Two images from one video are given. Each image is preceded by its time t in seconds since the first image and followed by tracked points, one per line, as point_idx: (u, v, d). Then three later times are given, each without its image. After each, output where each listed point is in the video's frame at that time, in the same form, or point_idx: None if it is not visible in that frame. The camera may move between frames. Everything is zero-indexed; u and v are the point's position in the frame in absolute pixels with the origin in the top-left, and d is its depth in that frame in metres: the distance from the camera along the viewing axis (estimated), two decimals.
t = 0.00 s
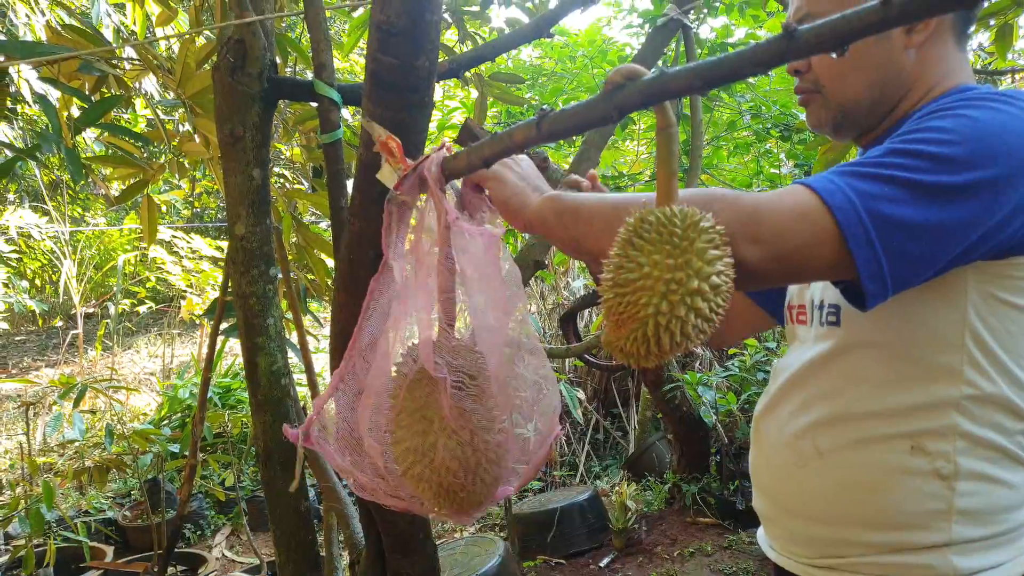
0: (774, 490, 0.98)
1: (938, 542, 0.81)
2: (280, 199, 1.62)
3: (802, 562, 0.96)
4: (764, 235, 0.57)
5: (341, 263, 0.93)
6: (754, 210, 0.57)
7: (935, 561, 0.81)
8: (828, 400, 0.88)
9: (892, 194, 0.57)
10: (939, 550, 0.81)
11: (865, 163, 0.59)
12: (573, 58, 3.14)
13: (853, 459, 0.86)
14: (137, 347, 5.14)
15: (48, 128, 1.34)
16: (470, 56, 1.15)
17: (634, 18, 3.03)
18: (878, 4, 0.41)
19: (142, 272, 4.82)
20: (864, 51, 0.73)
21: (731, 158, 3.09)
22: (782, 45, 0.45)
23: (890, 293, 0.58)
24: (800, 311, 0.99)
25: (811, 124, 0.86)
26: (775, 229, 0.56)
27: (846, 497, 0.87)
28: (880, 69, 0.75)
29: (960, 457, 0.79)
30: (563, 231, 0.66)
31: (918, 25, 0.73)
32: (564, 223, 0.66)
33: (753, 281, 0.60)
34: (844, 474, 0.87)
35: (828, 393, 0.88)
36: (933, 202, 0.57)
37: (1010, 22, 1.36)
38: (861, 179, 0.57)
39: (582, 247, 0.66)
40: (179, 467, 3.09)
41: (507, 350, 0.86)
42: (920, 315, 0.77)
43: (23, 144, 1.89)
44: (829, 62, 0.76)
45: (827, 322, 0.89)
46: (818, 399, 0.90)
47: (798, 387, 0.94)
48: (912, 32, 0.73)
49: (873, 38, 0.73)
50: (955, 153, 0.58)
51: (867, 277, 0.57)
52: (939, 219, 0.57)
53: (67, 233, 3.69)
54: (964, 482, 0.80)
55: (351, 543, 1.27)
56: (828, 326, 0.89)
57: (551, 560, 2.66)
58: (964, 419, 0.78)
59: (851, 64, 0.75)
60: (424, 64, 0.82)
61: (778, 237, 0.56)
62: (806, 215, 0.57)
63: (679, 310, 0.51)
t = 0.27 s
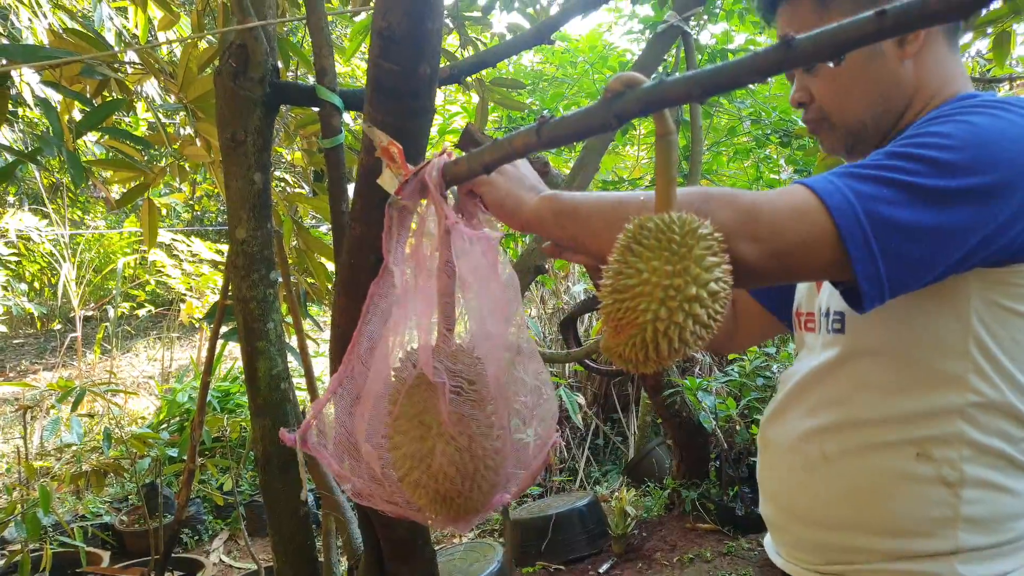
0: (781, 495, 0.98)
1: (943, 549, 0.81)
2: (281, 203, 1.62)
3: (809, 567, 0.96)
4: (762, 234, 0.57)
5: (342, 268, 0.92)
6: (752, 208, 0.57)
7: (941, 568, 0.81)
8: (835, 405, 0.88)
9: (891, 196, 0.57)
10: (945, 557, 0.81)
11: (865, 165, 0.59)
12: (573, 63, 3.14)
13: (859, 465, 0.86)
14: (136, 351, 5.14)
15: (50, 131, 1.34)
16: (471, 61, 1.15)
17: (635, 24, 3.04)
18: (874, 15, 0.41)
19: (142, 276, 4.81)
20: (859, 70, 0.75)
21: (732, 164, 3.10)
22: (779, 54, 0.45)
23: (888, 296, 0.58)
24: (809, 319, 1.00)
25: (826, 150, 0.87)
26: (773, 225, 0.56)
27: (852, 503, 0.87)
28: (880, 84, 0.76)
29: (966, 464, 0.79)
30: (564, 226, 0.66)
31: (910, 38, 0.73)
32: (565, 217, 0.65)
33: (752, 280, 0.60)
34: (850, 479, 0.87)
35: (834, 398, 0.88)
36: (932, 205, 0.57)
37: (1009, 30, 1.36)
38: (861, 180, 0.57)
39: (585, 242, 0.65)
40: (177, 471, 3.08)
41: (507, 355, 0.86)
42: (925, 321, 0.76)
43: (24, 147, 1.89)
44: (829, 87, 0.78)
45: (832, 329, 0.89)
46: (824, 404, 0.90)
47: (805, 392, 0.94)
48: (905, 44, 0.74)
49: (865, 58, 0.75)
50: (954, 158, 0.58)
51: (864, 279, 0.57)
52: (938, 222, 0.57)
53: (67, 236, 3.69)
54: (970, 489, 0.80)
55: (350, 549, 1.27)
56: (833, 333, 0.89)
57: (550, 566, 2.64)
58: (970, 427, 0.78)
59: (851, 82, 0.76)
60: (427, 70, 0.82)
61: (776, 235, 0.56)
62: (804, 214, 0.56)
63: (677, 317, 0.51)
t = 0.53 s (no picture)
0: (789, 507, 0.98)
1: (951, 562, 0.81)
2: (280, 212, 1.63)
3: None
4: (756, 246, 0.58)
5: (341, 278, 0.93)
6: (746, 221, 0.58)
7: None
8: (840, 418, 0.89)
9: (886, 209, 0.58)
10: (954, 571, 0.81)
11: (861, 178, 0.60)
12: (571, 74, 3.17)
13: (865, 477, 0.86)
14: (134, 360, 5.13)
15: (50, 141, 1.34)
16: (470, 72, 1.17)
17: (632, 35, 3.07)
18: (870, 28, 0.43)
19: (139, 284, 4.81)
20: (845, 102, 0.75)
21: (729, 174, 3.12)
22: (776, 67, 0.46)
23: (884, 309, 0.59)
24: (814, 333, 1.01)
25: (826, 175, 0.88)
26: (766, 236, 0.58)
27: (859, 515, 0.87)
28: (868, 111, 0.77)
29: (973, 476, 0.80)
30: (565, 236, 0.66)
31: (887, 64, 0.74)
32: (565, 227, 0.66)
33: (748, 292, 0.61)
34: (857, 492, 0.87)
35: (839, 411, 0.89)
36: (927, 218, 0.57)
37: (1002, 42, 1.38)
38: (856, 193, 0.58)
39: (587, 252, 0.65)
40: (174, 481, 3.07)
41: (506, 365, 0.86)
42: (928, 335, 0.77)
43: (24, 156, 1.90)
44: (818, 121, 0.78)
45: (838, 345, 0.90)
46: (830, 416, 0.90)
47: (812, 404, 0.95)
48: (885, 69, 0.74)
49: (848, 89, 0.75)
50: (948, 171, 0.59)
51: (859, 291, 0.57)
52: (932, 234, 0.57)
53: (65, 245, 3.70)
54: (977, 501, 0.80)
55: (347, 558, 1.27)
56: (839, 349, 0.90)
57: None
58: (976, 439, 0.79)
59: (840, 115, 0.76)
60: (426, 81, 0.83)
61: (769, 246, 0.58)
62: (798, 226, 0.58)
63: (676, 327, 0.52)
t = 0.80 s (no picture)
0: (788, 507, 0.99)
1: (947, 565, 0.81)
2: (279, 216, 1.63)
3: None
4: (754, 246, 0.58)
5: (340, 281, 0.93)
6: (744, 222, 0.59)
7: None
8: (840, 420, 0.89)
9: (883, 211, 0.58)
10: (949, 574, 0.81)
11: (860, 180, 0.60)
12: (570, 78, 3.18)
13: (864, 479, 0.86)
14: (133, 364, 5.12)
15: (48, 144, 1.34)
16: (469, 76, 1.17)
17: (631, 39, 3.08)
18: (872, 30, 0.43)
19: (138, 288, 4.81)
20: (854, 106, 0.75)
21: (728, 178, 3.12)
22: (777, 69, 0.46)
23: (880, 310, 0.59)
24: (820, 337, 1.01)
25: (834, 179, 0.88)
26: (766, 236, 0.58)
27: (856, 515, 0.87)
28: (878, 113, 0.76)
29: (968, 479, 0.79)
30: (570, 237, 0.66)
31: (898, 66, 0.74)
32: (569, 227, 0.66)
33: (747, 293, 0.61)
34: (856, 493, 0.87)
35: (840, 412, 0.89)
36: (924, 220, 0.58)
37: (1002, 47, 1.38)
38: (854, 195, 0.58)
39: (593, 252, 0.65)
40: (172, 484, 3.06)
41: (505, 369, 0.86)
42: (928, 339, 0.77)
43: (21, 160, 1.90)
44: (828, 126, 0.78)
45: (839, 348, 0.90)
46: (829, 418, 0.91)
47: (813, 406, 0.95)
48: (895, 71, 0.74)
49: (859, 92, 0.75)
50: (947, 174, 0.59)
51: (854, 292, 0.57)
52: (929, 237, 0.57)
53: (63, 248, 3.69)
54: (973, 505, 0.80)
55: (347, 562, 1.26)
56: (840, 353, 0.90)
57: None
58: (972, 442, 0.78)
59: (849, 119, 0.76)
60: (425, 84, 0.83)
61: (767, 247, 0.58)
62: (795, 227, 0.58)
63: (676, 330, 0.52)
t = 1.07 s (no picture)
0: (785, 499, 0.99)
1: (939, 558, 0.81)
2: (275, 210, 1.62)
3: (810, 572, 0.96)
4: (750, 238, 0.58)
5: (337, 275, 0.93)
6: (740, 214, 0.59)
7: None
8: (837, 413, 0.89)
9: (880, 204, 0.58)
10: (940, 568, 0.81)
11: (858, 173, 0.61)
12: (567, 73, 3.18)
13: (860, 471, 0.87)
14: (128, 358, 5.11)
15: (42, 138, 1.33)
16: (466, 71, 1.16)
17: (628, 34, 3.07)
18: (874, 23, 0.43)
19: (133, 283, 4.79)
20: (864, 97, 0.75)
21: (725, 173, 3.12)
22: (777, 63, 0.46)
23: (875, 304, 0.59)
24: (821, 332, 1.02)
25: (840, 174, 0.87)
26: (761, 228, 0.58)
27: (851, 507, 0.88)
28: (887, 106, 0.76)
29: (963, 474, 0.80)
30: (566, 229, 0.66)
31: (908, 58, 0.74)
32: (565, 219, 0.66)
33: (744, 285, 0.62)
34: (851, 486, 0.88)
35: (836, 405, 0.89)
36: (922, 214, 0.58)
37: (1000, 43, 1.38)
38: (852, 188, 0.59)
39: (590, 243, 0.65)
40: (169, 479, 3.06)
41: (502, 364, 0.86)
42: (925, 334, 0.78)
43: (15, 153, 1.89)
44: (838, 118, 0.77)
45: (838, 341, 0.91)
46: (826, 411, 0.91)
47: (810, 399, 0.95)
48: (904, 65, 0.74)
49: (868, 85, 0.74)
50: (945, 168, 0.59)
51: (849, 285, 0.57)
52: (926, 230, 0.57)
53: (58, 243, 3.67)
54: (966, 499, 0.80)
55: (344, 556, 1.26)
56: (839, 345, 0.90)
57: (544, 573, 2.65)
58: (967, 437, 0.79)
59: (857, 111, 0.76)
60: (423, 78, 0.83)
61: (763, 239, 0.58)
62: (792, 219, 0.58)
63: (674, 324, 0.52)
